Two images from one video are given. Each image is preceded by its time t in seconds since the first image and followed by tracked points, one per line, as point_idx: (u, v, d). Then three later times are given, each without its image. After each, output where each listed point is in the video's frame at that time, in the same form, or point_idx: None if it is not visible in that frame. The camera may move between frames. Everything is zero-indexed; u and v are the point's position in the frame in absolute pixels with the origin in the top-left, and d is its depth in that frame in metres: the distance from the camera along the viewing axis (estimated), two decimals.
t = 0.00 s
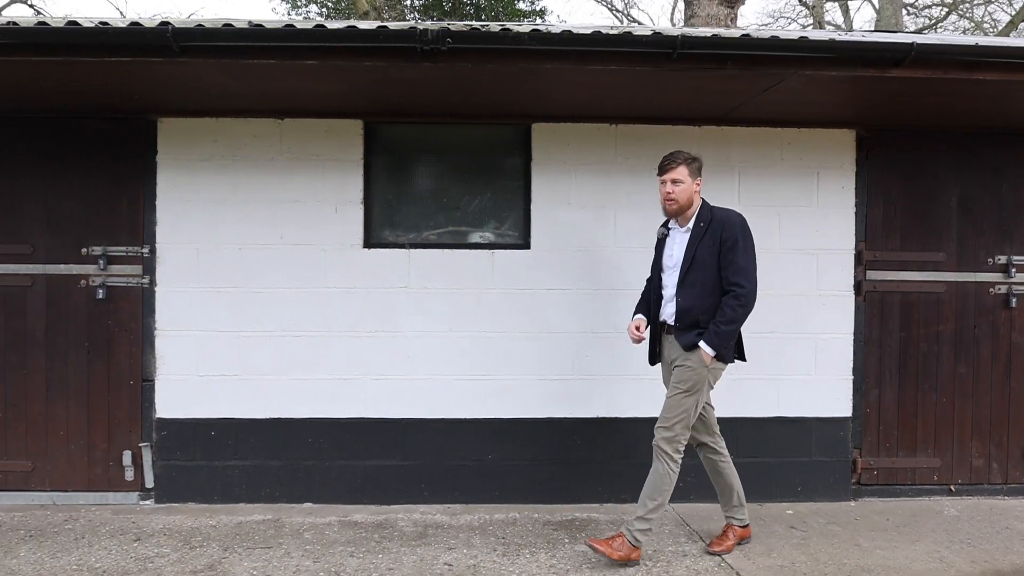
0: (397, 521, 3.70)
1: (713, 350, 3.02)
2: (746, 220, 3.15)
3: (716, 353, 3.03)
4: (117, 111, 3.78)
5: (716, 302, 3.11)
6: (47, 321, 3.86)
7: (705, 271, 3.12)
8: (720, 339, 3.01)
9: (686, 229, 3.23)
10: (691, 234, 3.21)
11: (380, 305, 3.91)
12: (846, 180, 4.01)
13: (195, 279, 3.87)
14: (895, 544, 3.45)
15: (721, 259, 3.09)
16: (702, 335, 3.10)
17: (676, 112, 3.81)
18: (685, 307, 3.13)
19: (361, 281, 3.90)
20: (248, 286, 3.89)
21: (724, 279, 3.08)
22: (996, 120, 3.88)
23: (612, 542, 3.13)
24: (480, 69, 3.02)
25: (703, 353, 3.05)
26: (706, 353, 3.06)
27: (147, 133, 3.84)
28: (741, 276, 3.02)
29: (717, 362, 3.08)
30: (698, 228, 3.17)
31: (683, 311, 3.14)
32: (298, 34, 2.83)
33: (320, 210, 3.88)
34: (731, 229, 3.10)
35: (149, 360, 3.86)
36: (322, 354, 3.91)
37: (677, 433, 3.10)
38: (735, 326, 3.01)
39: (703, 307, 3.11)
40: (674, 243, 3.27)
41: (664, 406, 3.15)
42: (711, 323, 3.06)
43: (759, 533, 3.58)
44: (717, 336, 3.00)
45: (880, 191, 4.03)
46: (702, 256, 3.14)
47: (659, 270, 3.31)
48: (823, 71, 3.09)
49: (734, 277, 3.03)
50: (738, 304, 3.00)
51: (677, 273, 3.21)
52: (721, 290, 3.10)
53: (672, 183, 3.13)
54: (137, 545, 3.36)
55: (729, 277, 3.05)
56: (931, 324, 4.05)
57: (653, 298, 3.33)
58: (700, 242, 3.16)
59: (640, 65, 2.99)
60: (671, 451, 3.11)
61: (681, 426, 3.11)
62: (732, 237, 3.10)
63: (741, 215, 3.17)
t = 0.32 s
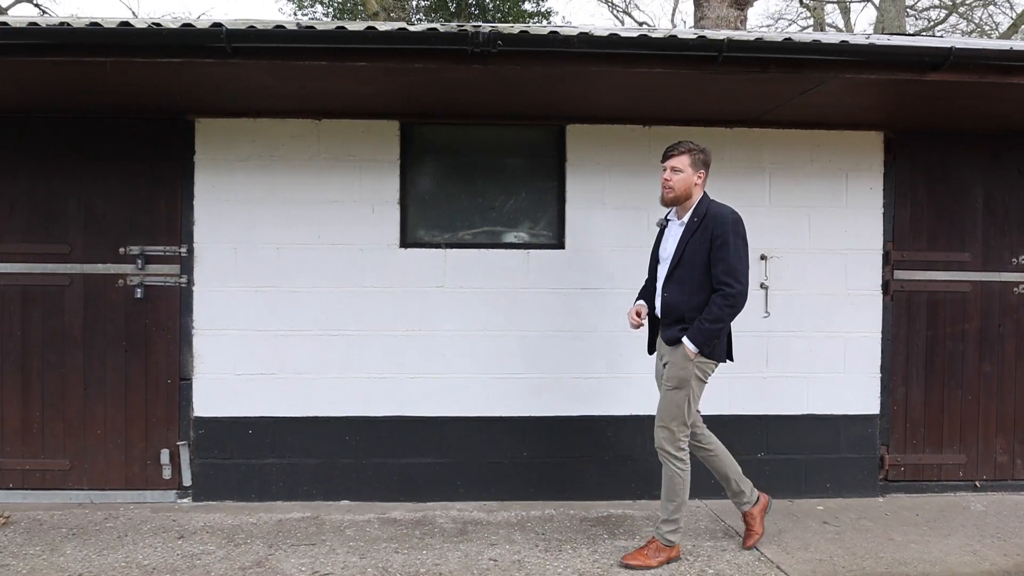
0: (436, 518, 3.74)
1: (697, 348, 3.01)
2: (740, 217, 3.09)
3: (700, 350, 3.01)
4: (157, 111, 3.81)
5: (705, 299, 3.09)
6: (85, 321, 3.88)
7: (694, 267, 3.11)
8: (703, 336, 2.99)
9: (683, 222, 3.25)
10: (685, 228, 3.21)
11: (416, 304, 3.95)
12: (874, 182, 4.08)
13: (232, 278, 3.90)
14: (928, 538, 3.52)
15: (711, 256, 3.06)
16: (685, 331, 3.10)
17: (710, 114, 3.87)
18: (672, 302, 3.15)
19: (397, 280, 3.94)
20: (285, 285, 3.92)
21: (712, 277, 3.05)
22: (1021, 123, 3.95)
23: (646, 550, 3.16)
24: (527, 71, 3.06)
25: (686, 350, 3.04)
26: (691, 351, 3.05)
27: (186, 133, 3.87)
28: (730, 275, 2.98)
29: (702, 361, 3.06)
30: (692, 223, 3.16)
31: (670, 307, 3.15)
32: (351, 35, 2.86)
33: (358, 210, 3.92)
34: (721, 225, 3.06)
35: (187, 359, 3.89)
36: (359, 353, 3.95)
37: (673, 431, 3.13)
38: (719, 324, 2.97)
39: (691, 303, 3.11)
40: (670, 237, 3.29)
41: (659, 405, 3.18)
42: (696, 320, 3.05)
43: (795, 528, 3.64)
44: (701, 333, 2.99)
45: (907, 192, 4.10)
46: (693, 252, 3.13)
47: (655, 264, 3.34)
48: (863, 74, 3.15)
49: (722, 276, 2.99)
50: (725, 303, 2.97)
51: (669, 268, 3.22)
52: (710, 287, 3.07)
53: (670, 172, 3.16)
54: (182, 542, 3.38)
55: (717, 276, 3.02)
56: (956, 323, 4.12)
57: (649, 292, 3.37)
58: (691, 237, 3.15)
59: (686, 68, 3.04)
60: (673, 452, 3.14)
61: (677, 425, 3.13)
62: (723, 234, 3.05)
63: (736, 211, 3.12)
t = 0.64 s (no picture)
0: (463, 515, 3.79)
1: (705, 347, 3.03)
2: (743, 212, 3.12)
3: (708, 350, 3.04)
4: (185, 113, 3.83)
5: (709, 297, 3.12)
6: (111, 321, 3.89)
7: (698, 265, 3.15)
8: (710, 336, 3.02)
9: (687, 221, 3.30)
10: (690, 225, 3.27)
11: (442, 305, 4.01)
12: (887, 185, 4.19)
13: (259, 279, 3.93)
14: (943, 531, 3.63)
15: (715, 252, 3.10)
16: (692, 332, 3.15)
17: (731, 119, 3.96)
18: (677, 302, 3.19)
19: (422, 281, 3.99)
20: (313, 286, 3.96)
21: (716, 274, 3.08)
22: None
23: (675, 545, 3.23)
24: (562, 77, 3.13)
25: (696, 350, 3.07)
26: (699, 351, 3.08)
27: (213, 136, 3.90)
28: (732, 271, 3.00)
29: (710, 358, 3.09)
30: (696, 220, 3.22)
31: (677, 305, 3.19)
32: (392, 41, 2.91)
33: (384, 212, 3.97)
34: (724, 221, 3.10)
35: (214, 360, 3.92)
36: (385, 353, 4.00)
37: (696, 430, 3.17)
38: (725, 322, 2.99)
39: (696, 301, 3.15)
40: (675, 235, 3.35)
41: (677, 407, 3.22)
42: (702, 319, 3.08)
43: (814, 522, 3.74)
44: (708, 332, 3.01)
45: (919, 196, 4.21)
46: (697, 248, 3.17)
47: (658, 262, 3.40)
48: (885, 82, 3.25)
49: (725, 272, 3.02)
50: (728, 300, 2.98)
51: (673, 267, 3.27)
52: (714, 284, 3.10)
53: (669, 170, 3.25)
54: (215, 541, 3.41)
55: (720, 272, 3.04)
56: (966, 322, 4.24)
57: (652, 290, 3.42)
58: (695, 235, 3.20)
59: (717, 75, 3.12)
60: (699, 450, 3.20)
61: (699, 423, 3.18)
62: (727, 230, 3.09)
63: (738, 206, 3.15)
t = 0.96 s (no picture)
0: (492, 511, 3.86)
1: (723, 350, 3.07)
2: (750, 216, 3.19)
3: (726, 352, 3.08)
4: (215, 114, 3.87)
5: (720, 299, 3.16)
6: (140, 321, 3.91)
7: (711, 268, 3.17)
8: (728, 339, 3.06)
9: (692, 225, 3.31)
10: (696, 229, 3.28)
11: (468, 304, 4.06)
12: (900, 188, 4.30)
13: (288, 279, 3.97)
14: (960, 523, 3.74)
15: (726, 255, 3.15)
16: (710, 335, 3.13)
17: (751, 123, 4.05)
18: (690, 305, 3.18)
19: (448, 280, 4.04)
20: (340, 285, 4.00)
21: (729, 277, 3.12)
22: None
23: (705, 539, 3.31)
24: (596, 81, 3.20)
25: (714, 353, 3.10)
26: (716, 353, 3.11)
27: (243, 137, 3.94)
28: (744, 274, 3.07)
29: (728, 359, 3.14)
30: (704, 223, 3.23)
31: (691, 308, 3.18)
32: (434, 45, 2.97)
33: (412, 213, 4.02)
34: (735, 225, 3.14)
35: (243, 359, 3.95)
36: (412, 352, 4.04)
37: (720, 425, 3.24)
38: (741, 325, 3.05)
39: (708, 304, 3.16)
40: (677, 238, 3.35)
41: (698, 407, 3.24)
42: (717, 321, 3.10)
43: (835, 515, 3.84)
44: (727, 335, 3.05)
45: (931, 198, 4.32)
46: (708, 251, 3.19)
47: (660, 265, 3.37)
48: (908, 88, 3.35)
49: (739, 275, 3.08)
50: (743, 302, 3.05)
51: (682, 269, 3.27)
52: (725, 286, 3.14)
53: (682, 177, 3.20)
54: (251, 538, 3.45)
55: (734, 275, 3.09)
56: (977, 321, 4.35)
57: (655, 291, 3.39)
58: (705, 238, 3.22)
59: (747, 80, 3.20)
60: (726, 443, 3.25)
61: (723, 420, 3.23)
62: (740, 234, 3.15)
63: (745, 210, 3.22)
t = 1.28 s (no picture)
0: (522, 509, 3.91)
1: (737, 344, 3.14)
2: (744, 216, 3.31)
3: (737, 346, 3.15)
4: (247, 116, 3.90)
5: (725, 296, 3.20)
6: (173, 322, 3.94)
7: (718, 265, 3.20)
8: (741, 333, 3.12)
9: (688, 223, 3.30)
10: (696, 227, 3.27)
11: (497, 305, 4.10)
12: (920, 191, 4.37)
13: (319, 281, 4.01)
14: (982, 520, 3.82)
15: (731, 252, 3.20)
16: (724, 331, 3.16)
17: (776, 127, 4.12)
18: (702, 302, 3.17)
19: (477, 281, 4.09)
20: (370, 286, 4.04)
21: (735, 273, 3.17)
22: None
23: (736, 536, 3.37)
24: (632, 86, 3.26)
25: (727, 348, 3.14)
26: (727, 347, 3.16)
27: (274, 139, 3.97)
28: (751, 270, 3.15)
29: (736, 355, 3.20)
30: (706, 221, 3.25)
31: (702, 305, 3.16)
32: (477, 50, 3.00)
33: (442, 214, 4.07)
34: (740, 224, 3.22)
35: (275, 359, 3.98)
36: (442, 352, 4.08)
37: (729, 424, 3.26)
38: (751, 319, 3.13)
39: (718, 300, 3.18)
40: (675, 236, 3.30)
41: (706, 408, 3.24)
42: (729, 316, 3.14)
43: (859, 512, 3.92)
44: (740, 329, 3.12)
45: (949, 201, 4.40)
46: (713, 249, 3.21)
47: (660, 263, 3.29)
48: (934, 94, 3.42)
49: (748, 272, 3.15)
50: (751, 297, 3.13)
51: (688, 268, 3.24)
52: (729, 283, 3.19)
53: (683, 172, 3.20)
54: (288, 537, 3.48)
55: (742, 272, 3.15)
56: (993, 321, 4.43)
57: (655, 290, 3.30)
58: (709, 236, 3.23)
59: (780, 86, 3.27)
60: (734, 442, 3.27)
61: (730, 419, 3.26)
62: (741, 232, 3.24)
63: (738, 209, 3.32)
